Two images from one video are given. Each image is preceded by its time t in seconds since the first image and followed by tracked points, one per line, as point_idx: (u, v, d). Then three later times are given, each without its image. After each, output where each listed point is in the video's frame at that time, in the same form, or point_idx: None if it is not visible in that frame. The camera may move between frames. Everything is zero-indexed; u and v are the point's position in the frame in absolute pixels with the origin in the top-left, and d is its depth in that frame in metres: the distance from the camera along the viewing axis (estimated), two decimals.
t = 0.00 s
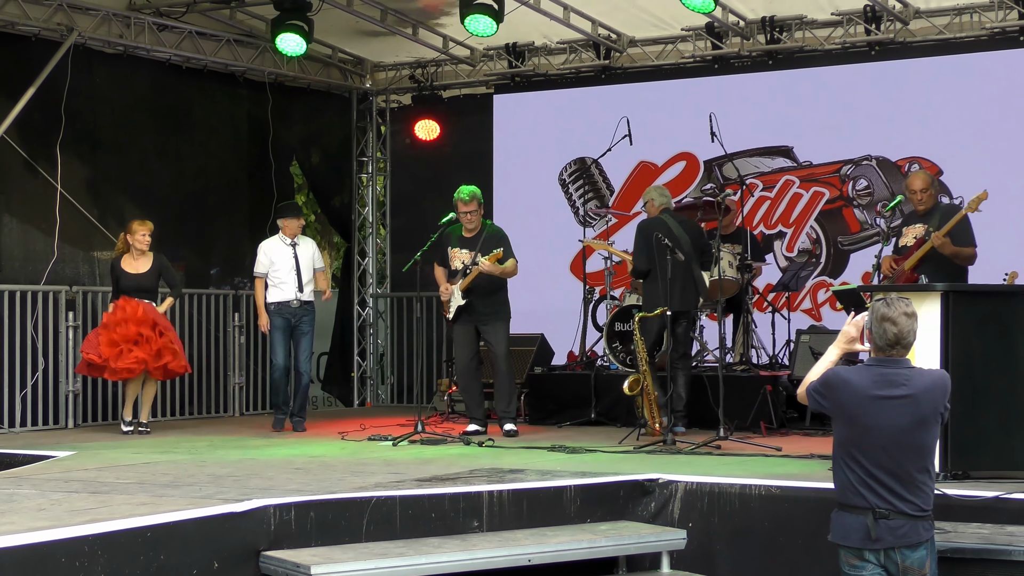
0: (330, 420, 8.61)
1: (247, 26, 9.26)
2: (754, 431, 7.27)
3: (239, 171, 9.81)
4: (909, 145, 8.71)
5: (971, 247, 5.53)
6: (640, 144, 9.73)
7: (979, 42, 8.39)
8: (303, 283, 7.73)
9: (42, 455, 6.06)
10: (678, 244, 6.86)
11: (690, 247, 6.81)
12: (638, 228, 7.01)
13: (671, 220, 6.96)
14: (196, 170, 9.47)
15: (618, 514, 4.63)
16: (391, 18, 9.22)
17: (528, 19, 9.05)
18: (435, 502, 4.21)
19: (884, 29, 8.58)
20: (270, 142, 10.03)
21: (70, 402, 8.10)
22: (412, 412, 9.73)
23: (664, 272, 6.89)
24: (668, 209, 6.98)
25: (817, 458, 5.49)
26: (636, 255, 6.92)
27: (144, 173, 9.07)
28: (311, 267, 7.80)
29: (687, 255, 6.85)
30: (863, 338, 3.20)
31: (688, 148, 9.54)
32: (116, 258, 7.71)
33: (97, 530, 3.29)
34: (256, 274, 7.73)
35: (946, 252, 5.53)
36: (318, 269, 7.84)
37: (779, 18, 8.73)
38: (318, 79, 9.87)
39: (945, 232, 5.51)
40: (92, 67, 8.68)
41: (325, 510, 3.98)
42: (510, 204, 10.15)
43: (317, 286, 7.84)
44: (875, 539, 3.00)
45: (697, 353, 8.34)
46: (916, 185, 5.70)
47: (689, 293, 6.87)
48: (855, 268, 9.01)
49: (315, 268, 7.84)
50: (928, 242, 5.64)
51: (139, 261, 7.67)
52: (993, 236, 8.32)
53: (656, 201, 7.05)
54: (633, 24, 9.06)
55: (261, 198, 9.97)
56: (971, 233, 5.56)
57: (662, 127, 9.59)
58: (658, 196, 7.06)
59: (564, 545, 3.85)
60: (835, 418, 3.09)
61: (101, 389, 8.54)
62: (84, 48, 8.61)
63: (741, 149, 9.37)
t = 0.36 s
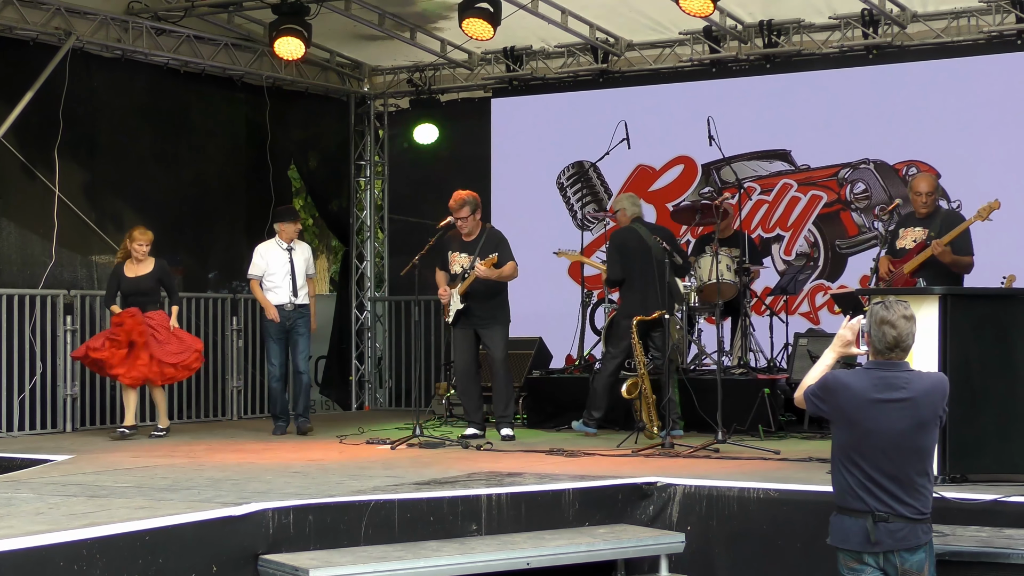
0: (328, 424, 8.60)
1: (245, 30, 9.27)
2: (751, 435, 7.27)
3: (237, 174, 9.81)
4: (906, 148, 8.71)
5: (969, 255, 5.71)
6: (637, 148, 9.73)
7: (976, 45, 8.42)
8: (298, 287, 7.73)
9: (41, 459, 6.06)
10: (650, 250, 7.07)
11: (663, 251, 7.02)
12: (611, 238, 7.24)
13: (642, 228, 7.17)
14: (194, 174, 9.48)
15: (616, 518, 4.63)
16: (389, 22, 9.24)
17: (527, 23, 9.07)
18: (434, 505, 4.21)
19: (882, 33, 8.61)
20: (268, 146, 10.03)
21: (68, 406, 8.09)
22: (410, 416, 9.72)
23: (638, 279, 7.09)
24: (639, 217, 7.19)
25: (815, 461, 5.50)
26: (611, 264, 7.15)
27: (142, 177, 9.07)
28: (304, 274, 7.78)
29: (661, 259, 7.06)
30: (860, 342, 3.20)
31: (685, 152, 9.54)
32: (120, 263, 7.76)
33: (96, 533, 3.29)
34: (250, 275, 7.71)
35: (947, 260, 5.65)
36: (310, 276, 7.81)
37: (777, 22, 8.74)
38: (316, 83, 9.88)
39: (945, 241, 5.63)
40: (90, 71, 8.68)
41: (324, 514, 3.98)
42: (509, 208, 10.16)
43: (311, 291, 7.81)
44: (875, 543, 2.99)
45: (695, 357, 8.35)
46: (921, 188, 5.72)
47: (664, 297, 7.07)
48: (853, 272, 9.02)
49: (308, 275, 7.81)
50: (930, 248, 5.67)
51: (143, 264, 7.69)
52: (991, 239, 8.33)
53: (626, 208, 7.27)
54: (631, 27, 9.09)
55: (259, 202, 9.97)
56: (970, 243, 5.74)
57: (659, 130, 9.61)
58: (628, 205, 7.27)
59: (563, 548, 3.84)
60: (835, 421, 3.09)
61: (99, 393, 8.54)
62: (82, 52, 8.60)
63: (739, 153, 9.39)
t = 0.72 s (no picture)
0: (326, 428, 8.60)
1: (243, 33, 9.29)
2: (751, 437, 7.27)
3: (236, 178, 9.81)
4: (905, 150, 8.72)
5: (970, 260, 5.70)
6: (636, 150, 9.72)
7: (975, 48, 8.43)
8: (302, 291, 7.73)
9: (39, 462, 6.05)
10: (610, 251, 7.21)
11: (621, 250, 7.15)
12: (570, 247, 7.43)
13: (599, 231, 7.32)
14: (193, 177, 9.48)
15: (614, 521, 4.64)
16: (388, 25, 9.25)
17: (526, 26, 9.08)
18: (433, 508, 4.21)
19: (880, 35, 8.60)
20: (267, 149, 10.04)
21: (67, 409, 8.09)
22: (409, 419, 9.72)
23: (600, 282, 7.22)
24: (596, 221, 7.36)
25: (814, 464, 5.50)
26: (571, 270, 7.31)
27: (141, 180, 9.07)
28: (310, 276, 7.80)
29: (620, 259, 7.19)
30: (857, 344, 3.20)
31: (684, 154, 9.55)
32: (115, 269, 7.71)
33: (95, 536, 3.28)
34: (254, 279, 7.70)
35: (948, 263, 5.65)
36: (315, 280, 7.84)
37: (775, 25, 8.73)
38: (314, 86, 9.89)
39: (949, 245, 5.63)
40: (89, 74, 8.68)
41: (322, 517, 3.98)
42: (507, 211, 10.16)
43: (315, 296, 7.82)
44: (875, 546, 2.99)
45: (693, 360, 8.37)
46: (925, 190, 5.84)
47: (628, 294, 7.20)
48: (851, 274, 9.03)
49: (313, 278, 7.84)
50: (932, 251, 5.68)
51: (139, 271, 7.67)
52: (989, 242, 8.34)
53: (581, 216, 7.46)
54: (629, 30, 9.10)
55: (258, 205, 9.97)
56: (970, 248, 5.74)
57: (658, 133, 9.61)
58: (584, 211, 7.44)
59: (562, 550, 3.84)
60: (834, 425, 3.09)
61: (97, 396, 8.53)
62: (81, 55, 8.61)
63: (737, 156, 9.41)
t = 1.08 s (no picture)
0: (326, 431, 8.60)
1: (243, 36, 9.34)
2: (751, 440, 7.28)
3: (236, 180, 9.82)
4: (904, 153, 8.73)
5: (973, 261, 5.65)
6: (636, 153, 9.73)
7: (974, 51, 8.44)
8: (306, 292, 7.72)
9: (39, 465, 6.05)
10: (592, 253, 7.23)
11: (604, 252, 7.19)
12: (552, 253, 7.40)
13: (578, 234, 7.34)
14: (193, 180, 9.49)
15: (614, 523, 4.64)
16: (388, 28, 9.27)
17: (526, 29, 9.09)
18: (433, 511, 4.22)
19: (880, 38, 8.61)
20: (267, 152, 10.06)
21: (67, 412, 8.09)
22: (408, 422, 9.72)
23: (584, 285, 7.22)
24: (576, 226, 7.38)
25: (814, 467, 5.51)
26: (555, 276, 7.29)
27: (141, 183, 9.08)
28: (314, 277, 7.82)
29: (603, 261, 7.23)
30: (853, 347, 3.20)
31: (684, 157, 9.55)
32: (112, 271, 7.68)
33: (95, 540, 3.28)
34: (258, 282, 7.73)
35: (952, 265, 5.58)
36: (321, 280, 7.86)
37: (775, 28, 8.76)
38: (314, 89, 9.91)
39: (956, 245, 5.52)
40: (89, 77, 8.69)
41: (322, 520, 3.99)
42: (507, 214, 10.16)
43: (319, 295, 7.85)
44: (875, 548, 2.99)
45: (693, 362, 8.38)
46: (928, 191, 5.76)
47: (613, 294, 7.22)
48: (851, 277, 9.04)
49: (317, 278, 7.85)
50: (935, 253, 5.65)
51: (139, 272, 7.67)
52: (987, 244, 8.35)
53: (563, 222, 7.44)
54: (629, 33, 9.10)
55: (258, 208, 9.98)
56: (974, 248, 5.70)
57: (657, 136, 9.62)
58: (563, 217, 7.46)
59: (562, 553, 3.84)
60: (835, 428, 3.08)
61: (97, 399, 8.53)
62: (81, 58, 8.61)
63: (737, 159, 9.41)
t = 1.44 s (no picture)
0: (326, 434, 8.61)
1: (243, 39, 9.35)
2: (751, 443, 7.27)
3: (236, 183, 9.83)
4: (904, 156, 8.74)
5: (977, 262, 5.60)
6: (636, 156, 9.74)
7: (974, 53, 8.45)
8: (302, 297, 7.72)
9: (39, 468, 6.05)
10: (585, 256, 7.22)
11: (597, 254, 7.18)
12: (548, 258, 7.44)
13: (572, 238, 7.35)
14: (192, 183, 9.49)
15: (615, 526, 4.63)
16: (388, 31, 9.28)
17: (526, 32, 9.10)
18: (433, 514, 4.22)
19: (880, 41, 8.63)
20: (267, 155, 10.04)
21: (67, 415, 8.09)
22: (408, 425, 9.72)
23: (579, 288, 7.23)
24: (570, 230, 7.39)
25: (814, 469, 5.51)
26: (551, 281, 7.33)
27: (140, 186, 9.08)
28: (309, 281, 7.77)
29: (596, 264, 7.21)
30: (850, 350, 3.19)
31: (684, 160, 9.56)
32: (111, 269, 7.66)
33: (95, 542, 3.28)
34: (255, 285, 7.72)
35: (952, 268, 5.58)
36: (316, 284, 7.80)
37: (775, 31, 8.78)
38: (315, 92, 9.91)
39: (954, 246, 5.51)
40: (89, 80, 8.69)
41: (322, 523, 3.99)
42: (507, 217, 10.16)
43: (314, 299, 7.81)
44: (875, 551, 2.98)
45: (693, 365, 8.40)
46: (931, 191, 5.72)
47: (608, 297, 7.20)
48: (851, 280, 9.04)
49: (314, 282, 7.80)
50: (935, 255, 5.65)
51: (139, 273, 7.67)
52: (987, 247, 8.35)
53: (557, 227, 7.48)
54: (629, 36, 9.11)
55: (258, 211, 9.98)
56: (978, 247, 5.61)
57: (657, 139, 9.63)
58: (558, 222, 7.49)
59: (562, 556, 3.84)
60: (836, 430, 3.07)
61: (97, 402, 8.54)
62: (80, 61, 8.61)
63: (736, 161, 9.41)
